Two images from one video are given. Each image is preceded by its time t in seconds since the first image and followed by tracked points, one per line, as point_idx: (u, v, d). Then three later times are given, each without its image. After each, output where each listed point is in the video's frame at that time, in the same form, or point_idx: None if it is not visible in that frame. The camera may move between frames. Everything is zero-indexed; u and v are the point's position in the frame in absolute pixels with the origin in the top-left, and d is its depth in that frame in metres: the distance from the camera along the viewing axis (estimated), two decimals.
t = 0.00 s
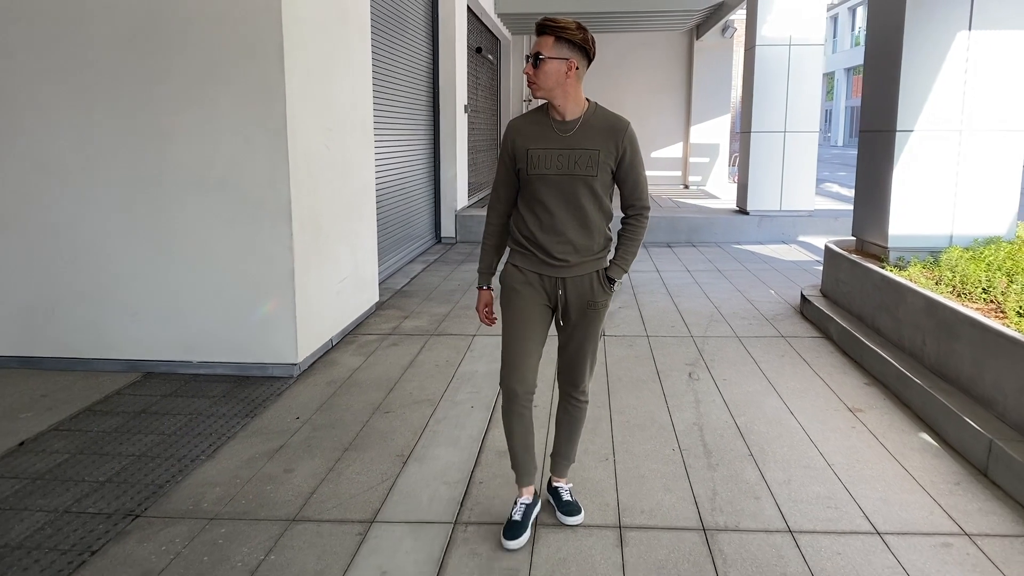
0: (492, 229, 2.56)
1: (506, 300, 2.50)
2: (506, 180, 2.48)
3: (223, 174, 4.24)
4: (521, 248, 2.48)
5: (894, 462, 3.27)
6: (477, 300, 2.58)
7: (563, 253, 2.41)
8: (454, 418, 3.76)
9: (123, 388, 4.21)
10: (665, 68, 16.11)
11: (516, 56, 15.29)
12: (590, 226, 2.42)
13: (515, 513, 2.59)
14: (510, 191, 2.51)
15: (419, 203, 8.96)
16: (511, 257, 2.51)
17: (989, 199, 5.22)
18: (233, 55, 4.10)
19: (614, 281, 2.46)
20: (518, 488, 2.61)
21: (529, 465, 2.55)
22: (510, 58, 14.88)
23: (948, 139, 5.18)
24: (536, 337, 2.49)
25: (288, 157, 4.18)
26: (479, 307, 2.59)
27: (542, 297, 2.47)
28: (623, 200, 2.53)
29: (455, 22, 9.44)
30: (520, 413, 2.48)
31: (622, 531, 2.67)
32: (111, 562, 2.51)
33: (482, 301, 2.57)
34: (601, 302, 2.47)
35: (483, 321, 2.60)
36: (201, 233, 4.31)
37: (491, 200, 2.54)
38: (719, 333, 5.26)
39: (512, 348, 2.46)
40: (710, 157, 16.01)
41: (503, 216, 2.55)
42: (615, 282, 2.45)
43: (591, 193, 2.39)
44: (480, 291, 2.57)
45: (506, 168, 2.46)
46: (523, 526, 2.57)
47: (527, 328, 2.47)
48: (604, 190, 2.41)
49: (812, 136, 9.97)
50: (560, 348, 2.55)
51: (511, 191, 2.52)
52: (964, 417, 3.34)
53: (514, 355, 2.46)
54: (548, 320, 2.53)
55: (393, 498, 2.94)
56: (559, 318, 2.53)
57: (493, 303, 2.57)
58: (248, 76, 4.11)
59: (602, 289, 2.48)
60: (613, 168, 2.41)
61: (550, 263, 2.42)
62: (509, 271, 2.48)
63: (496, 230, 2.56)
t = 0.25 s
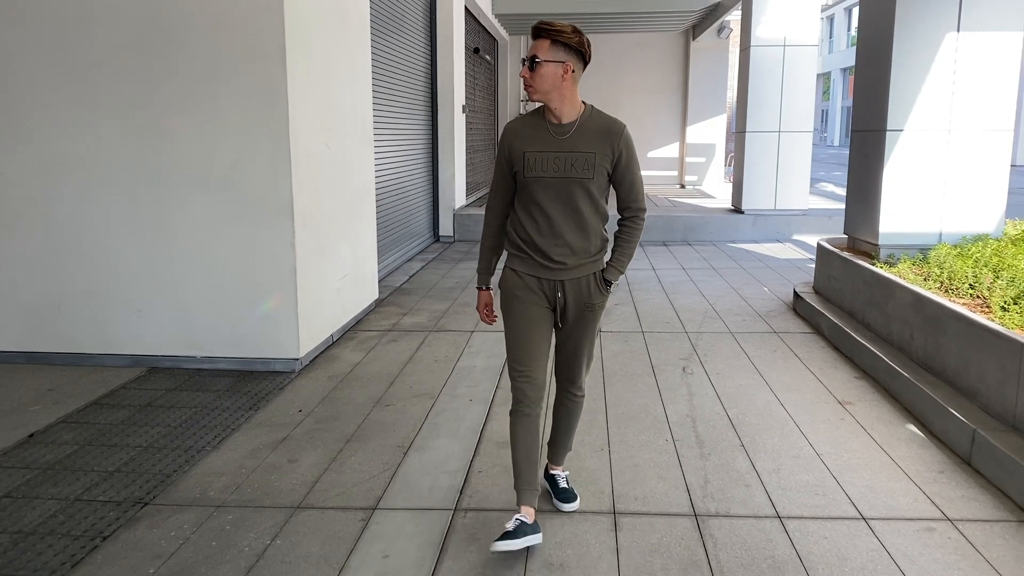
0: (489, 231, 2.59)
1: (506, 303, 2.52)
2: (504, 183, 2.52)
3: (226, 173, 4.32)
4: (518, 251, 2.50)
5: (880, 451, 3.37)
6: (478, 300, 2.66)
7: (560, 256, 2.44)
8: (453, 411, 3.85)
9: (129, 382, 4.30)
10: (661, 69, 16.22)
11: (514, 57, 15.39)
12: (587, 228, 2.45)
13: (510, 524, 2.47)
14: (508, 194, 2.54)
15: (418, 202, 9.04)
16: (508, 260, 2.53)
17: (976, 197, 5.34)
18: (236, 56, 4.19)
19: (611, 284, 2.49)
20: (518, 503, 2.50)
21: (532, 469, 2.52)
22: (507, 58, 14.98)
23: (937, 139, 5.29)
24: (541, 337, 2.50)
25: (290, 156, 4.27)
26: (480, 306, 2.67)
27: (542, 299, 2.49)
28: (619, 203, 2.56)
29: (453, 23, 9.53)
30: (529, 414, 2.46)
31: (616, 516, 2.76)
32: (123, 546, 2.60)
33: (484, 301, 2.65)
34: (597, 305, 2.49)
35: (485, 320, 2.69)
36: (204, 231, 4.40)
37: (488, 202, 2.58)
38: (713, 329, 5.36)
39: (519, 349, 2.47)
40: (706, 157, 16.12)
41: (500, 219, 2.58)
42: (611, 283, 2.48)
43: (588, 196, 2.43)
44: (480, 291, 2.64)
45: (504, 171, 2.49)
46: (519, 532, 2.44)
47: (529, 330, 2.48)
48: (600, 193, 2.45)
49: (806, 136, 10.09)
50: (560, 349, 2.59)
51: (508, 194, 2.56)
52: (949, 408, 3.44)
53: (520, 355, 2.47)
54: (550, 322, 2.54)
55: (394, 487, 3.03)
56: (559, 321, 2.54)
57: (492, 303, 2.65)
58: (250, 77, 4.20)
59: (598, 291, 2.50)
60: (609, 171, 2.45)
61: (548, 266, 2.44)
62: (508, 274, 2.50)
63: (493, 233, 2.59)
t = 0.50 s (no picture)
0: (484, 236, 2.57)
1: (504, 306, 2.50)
2: (498, 187, 2.49)
3: (228, 171, 4.40)
4: (514, 255, 2.48)
5: (868, 442, 3.46)
6: (473, 304, 2.66)
7: (557, 260, 2.42)
8: (452, 404, 3.93)
9: (133, 376, 4.39)
10: (657, 69, 16.33)
11: (511, 57, 15.49)
12: (583, 232, 2.44)
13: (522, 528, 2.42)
14: (501, 198, 2.52)
15: (416, 202, 9.12)
16: (504, 264, 2.51)
17: (964, 196, 5.45)
18: (239, 57, 4.27)
19: (607, 287, 2.48)
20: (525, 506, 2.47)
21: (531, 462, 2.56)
22: (505, 58, 15.07)
23: (927, 138, 5.38)
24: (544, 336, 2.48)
25: (291, 155, 4.35)
26: (474, 309, 2.67)
27: (539, 303, 2.47)
28: (613, 206, 2.55)
29: (450, 24, 9.60)
30: (532, 416, 2.42)
31: (611, 503, 2.85)
32: (133, 532, 2.69)
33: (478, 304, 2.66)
34: (594, 308, 2.50)
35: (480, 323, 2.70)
36: (207, 228, 4.48)
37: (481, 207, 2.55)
38: (707, 325, 5.46)
39: (521, 349, 2.43)
40: (702, 156, 16.24)
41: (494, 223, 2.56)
42: (607, 287, 2.48)
43: (583, 200, 2.42)
44: (474, 295, 2.65)
45: (497, 175, 2.47)
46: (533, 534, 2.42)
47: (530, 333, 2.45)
48: (595, 196, 2.44)
49: (800, 136, 10.20)
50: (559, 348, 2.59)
51: (502, 198, 2.53)
52: (934, 400, 3.54)
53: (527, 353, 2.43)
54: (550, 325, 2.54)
55: (394, 476, 3.12)
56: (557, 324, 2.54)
57: (487, 307, 2.66)
58: (252, 77, 4.28)
59: (594, 295, 2.50)
60: (603, 174, 2.43)
61: (544, 270, 2.43)
62: (504, 279, 2.48)
63: (487, 238, 2.57)
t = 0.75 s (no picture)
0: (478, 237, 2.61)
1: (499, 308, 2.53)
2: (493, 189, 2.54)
3: (231, 171, 4.48)
4: (508, 256, 2.53)
5: (855, 433, 3.56)
6: (461, 309, 2.67)
7: (552, 260, 2.46)
8: (450, 398, 4.02)
9: (138, 372, 4.47)
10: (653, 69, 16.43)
11: (508, 57, 15.58)
12: (578, 233, 2.48)
13: (531, 530, 2.49)
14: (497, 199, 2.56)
15: (413, 201, 9.20)
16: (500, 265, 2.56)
17: (953, 195, 5.55)
18: (241, 59, 4.35)
19: (603, 287, 2.51)
20: (528, 507, 2.53)
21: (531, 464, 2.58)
22: (502, 59, 15.15)
23: (916, 138, 5.48)
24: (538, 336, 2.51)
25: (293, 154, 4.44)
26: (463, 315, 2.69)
27: (534, 305, 2.52)
28: (607, 207, 2.58)
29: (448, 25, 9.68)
30: (531, 417, 2.46)
31: (605, 492, 2.95)
32: (142, 520, 2.77)
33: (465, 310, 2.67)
34: (591, 310, 2.52)
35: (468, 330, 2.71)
36: (210, 227, 4.57)
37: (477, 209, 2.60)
38: (701, 322, 5.56)
39: (517, 351, 2.47)
40: (698, 156, 16.34)
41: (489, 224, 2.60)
42: (603, 287, 2.51)
43: (577, 200, 2.45)
44: (463, 301, 2.65)
45: (493, 177, 2.51)
46: (539, 538, 2.49)
47: (525, 336, 2.49)
48: (589, 196, 2.47)
49: (795, 136, 10.30)
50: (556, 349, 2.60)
51: (498, 199, 2.58)
52: (920, 393, 3.63)
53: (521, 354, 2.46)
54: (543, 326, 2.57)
55: (395, 467, 3.20)
56: (553, 326, 2.57)
57: (475, 312, 2.67)
58: (255, 79, 4.36)
59: (590, 295, 2.53)
60: (598, 174, 2.47)
61: (539, 271, 2.48)
62: (499, 279, 2.52)
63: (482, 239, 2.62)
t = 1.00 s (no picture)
0: (472, 234, 2.58)
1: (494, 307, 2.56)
2: (488, 186, 2.52)
3: (234, 171, 4.57)
4: (504, 255, 2.53)
5: (844, 427, 3.65)
6: (452, 311, 2.56)
7: (548, 258, 2.47)
8: (449, 394, 4.10)
9: (142, 368, 4.56)
10: (650, 70, 16.52)
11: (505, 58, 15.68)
12: (574, 229, 2.49)
13: (529, 519, 2.58)
14: (491, 196, 2.54)
15: (412, 201, 9.28)
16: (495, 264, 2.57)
17: (943, 195, 5.66)
18: (244, 61, 4.43)
19: (599, 283, 2.54)
20: (526, 498, 2.61)
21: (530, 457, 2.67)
22: (499, 60, 15.25)
23: (907, 139, 5.58)
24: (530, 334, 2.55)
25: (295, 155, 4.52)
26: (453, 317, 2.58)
27: (528, 302, 2.54)
28: (600, 205, 2.61)
29: (446, 26, 9.75)
30: (527, 414, 2.55)
31: (600, 483, 3.04)
32: (151, 510, 2.86)
33: (456, 311, 2.56)
34: (587, 306, 2.54)
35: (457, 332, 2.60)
36: (213, 226, 4.65)
37: (469, 206, 2.56)
38: (695, 319, 5.65)
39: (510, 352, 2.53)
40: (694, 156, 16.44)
41: (483, 222, 2.58)
42: (599, 283, 2.52)
43: (574, 197, 2.46)
44: (454, 302, 2.55)
45: (488, 174, 2.50)
46: (537, 527, 2.58)
47: (521, 336, 2.53)
48: (585, 194, 2.49)
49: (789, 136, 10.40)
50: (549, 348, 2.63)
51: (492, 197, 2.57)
52: (907, 387, 3.73)
53: (515, 356, 2.52)
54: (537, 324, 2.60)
55: (396, 459, 3.29)
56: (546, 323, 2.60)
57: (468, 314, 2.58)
58: (257, 81, 4.45)
59: (585, 292, 2.55)
60: (593, 172, 2.48)
61: (535, 269, 2.48)
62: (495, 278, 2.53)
63: (475, 236, 2.60)
